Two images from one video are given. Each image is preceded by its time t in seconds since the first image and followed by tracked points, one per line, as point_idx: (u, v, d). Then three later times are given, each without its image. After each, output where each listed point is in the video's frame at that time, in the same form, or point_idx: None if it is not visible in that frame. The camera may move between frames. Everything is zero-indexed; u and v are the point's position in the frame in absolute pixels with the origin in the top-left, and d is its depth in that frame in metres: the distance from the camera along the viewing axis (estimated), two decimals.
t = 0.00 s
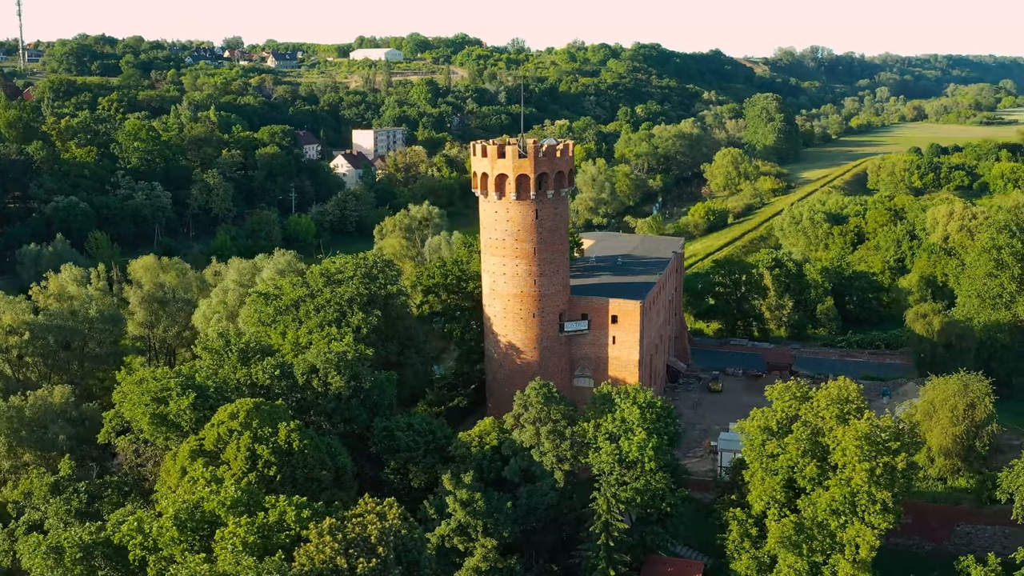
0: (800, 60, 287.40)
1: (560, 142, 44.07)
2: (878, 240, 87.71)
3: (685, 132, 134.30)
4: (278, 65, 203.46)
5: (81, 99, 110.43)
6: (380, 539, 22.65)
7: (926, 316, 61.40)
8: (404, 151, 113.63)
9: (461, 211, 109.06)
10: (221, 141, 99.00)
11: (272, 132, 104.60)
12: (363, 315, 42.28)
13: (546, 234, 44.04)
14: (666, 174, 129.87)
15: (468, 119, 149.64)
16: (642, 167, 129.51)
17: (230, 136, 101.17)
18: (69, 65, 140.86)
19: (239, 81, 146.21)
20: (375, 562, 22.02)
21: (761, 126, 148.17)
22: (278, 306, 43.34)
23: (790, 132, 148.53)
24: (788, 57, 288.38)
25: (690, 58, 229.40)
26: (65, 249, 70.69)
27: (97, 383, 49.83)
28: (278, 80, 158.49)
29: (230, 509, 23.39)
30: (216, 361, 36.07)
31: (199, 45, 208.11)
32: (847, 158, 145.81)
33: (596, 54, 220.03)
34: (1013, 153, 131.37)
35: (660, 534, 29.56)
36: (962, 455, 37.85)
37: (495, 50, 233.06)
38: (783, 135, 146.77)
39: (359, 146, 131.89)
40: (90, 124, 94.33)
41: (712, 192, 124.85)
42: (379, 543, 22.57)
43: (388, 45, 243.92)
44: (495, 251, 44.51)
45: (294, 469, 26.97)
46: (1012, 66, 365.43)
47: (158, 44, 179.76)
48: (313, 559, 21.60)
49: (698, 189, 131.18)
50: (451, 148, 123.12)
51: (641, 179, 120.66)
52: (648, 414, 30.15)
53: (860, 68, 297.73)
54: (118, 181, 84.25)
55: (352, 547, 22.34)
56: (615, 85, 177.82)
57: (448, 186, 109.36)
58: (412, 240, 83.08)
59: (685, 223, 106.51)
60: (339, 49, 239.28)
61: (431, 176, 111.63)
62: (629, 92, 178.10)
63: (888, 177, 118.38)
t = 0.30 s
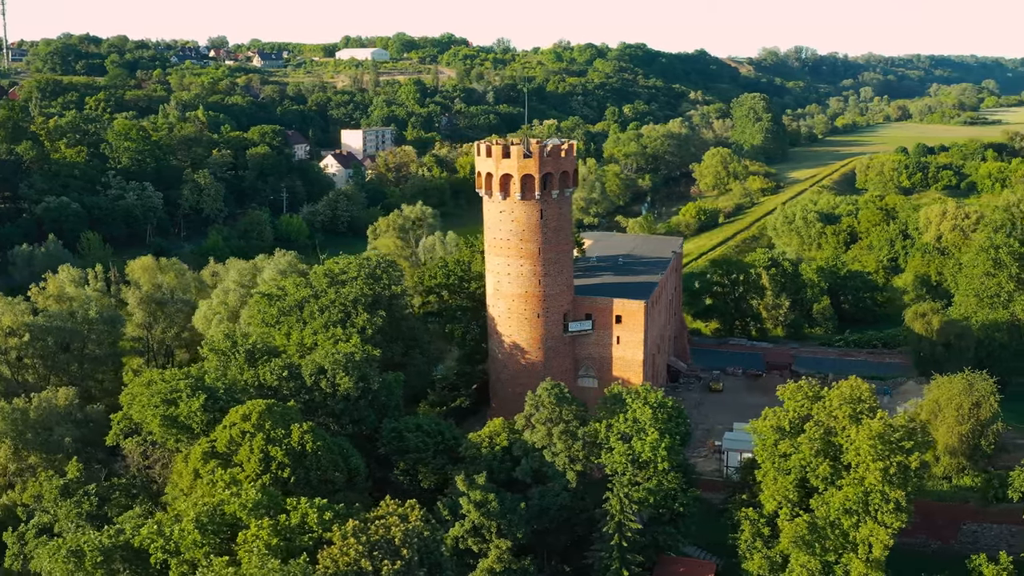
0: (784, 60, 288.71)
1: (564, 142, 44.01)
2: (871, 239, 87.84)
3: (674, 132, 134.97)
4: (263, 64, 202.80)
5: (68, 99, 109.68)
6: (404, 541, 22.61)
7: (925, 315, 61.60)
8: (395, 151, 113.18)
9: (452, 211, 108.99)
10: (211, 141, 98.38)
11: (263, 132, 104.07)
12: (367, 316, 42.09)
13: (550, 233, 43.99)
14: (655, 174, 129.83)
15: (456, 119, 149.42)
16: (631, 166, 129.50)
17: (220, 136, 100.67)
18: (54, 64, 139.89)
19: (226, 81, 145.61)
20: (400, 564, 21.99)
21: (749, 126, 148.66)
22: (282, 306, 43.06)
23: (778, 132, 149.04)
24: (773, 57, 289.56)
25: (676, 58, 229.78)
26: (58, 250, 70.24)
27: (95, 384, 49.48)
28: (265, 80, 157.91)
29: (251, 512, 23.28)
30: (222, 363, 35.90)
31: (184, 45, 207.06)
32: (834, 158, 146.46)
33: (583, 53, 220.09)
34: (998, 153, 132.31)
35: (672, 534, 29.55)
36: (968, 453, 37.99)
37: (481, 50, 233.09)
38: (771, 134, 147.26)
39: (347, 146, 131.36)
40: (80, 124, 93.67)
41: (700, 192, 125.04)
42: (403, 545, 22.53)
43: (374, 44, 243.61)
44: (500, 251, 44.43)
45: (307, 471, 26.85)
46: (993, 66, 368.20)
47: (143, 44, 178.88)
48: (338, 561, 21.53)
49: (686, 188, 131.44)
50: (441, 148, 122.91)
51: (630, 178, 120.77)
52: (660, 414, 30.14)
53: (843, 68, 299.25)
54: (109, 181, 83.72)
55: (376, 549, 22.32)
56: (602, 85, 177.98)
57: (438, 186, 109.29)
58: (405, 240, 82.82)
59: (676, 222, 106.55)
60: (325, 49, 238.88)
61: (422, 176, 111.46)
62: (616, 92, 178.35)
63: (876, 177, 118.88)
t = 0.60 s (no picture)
0: (768, 60, 289.84)
1: (569, 142, 43.97)
2: (864, 239, 87.97)
3: (662, 132, 135.29)
4: (249, 64, 202.12)
5: (55, 99, 108.94)
6: (428, 543, 22.52)
7: (924, 314, 62.42)
8: (385, 151, 112.84)
9: (442, 211, 109.05)
10: (201, 141, 97.79)
11: (253, 132, 103.57)
12: (372, 316, 41.92)
13: (555, 234, 43.94)
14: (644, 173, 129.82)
15: (445, 119, 149.24)
16: (620, 166, 129.51)
17: (210, 136, 100.19)
18: (39, 64, 138.97)
19: (214, 81, 145.06)
20: (425, 567, 21.86)
21: (736, 126, 149.16)
22: (286, 307, 42.88)
23: (765, 132, 149.55)
24: (756, 57, 290.63)
25: (662, 58, 230.35)
26: (50, 251, 69.34)
27: (93, 386, 49.14)
28: (253, 80, 157.44)
29: (273, 514, 23.05)
30: (230, 364, 35.78)
31: (169, 44, 205.90)
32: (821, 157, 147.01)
33: (569, 53, 220.32)
34: (985, 152, 133.07)
35: (685, 534, 29.49)
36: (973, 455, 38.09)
37: (467, 50, 233.13)
38: (758, 134, 147.74)
39: (336, 146, 130.89)
40: (69, 123, 93.02)
41: (689, 192, 125.28)
42: (427, 547, 22.43)
43: (360, 44, 243.25)
44: (504, 251, 44.39)
45: (321, 472, 26.73)
46: (974, 66, 371.01)
47: (128, 43, 178.12)
48: (363, 563, 21.35)
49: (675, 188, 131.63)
50: (430, 148, 122.69)
51: (620, 178, 120.88)
52: (673, 414, 30.13)
53: (827, 68, 300.82)
54: (100, 181, 83.19)
55: (400, 551, 22.19)
56: (590, 85, 178.08)
57: (429, 187, 109.35)
58: (399, 240, 82.63)
59: (668, 222, 106.57)
60: (311, 48, 238.50)
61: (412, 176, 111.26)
62: (603, 92, 178.48)
63: (865, 176, 119.46)
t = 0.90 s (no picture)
0: (752, 60, 290.93)
1: (573, 142, 43.92)
2: (856, 238, 88.13)
3: (650, 131, 135.58)
4: (234, 64, 201.35)
5: (41, 99, 108.13)
6: (452, 544, 22.50)
7: (922, 313, 62.35)
8: (375, 151, 112.46)
9: (432, 212, 109.05)
10: (190, 141, 97.25)
11: (243, 132, 103.09)
12: (376, 317, 41.76)
13: (559, 234, 43.91)
14: (633, 173, 129.91)
15: (433, 119, 149.08)
16: (610, 166, 129.60)
17: (200, 136, 99.72)
18: (23, 64, 137.96)
19: (200, 81, 144.41)
20: (450, 568, 21.84)
21: (724, 125, 149.70)
22: (290, 308, 42.66)
23: (752, 132, 150.17)
24: (741, 57, 291.68)
25: (647, 58, 230.83)
26: (42, 251, 68.39)
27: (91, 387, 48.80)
28: (239, 79, 156.91)
29: (295, 517, 22.97)
30: (236, 365, 35.66)
31: (153, 43, 204.84)
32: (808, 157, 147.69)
33: (555, 53, 220.48)
34: (971, 152, 133.94)
35: (696, 534, 29.54)
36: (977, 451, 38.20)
37: (452, 49, 233.00)
38: (746, 134, 148.29)
39: (324, 146, 130.37)
40: (58, 123, 92.35)
41: (678, 191, 125.57)
42: (452, 549, 22.40)
43: (345, 44, 242.85)
44: (508, 251, 44.33)
45: (335, 474, 26.63)
46: (956, 66, 373.98)
47: (113, 43, 177.15)
48: (388, 565, 21.30)
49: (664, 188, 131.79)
50: (420, 148, 122.50)
51: (609, 178, 121.02)
52: (685, 414, 30.14)
53: (810, 68, 302.36)
54: (90, 182, 82.70)
55: (425, 553, 22.12)
56: (577, 85, 178.29)
57: (419, 186, 109.36)
58: (392, 240, 82.43)
59: (658, 222, 106.57)
60: (296, 48, 237.87)
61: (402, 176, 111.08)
62: (590, 91, 178.65)
63: (853, 176, 119.96)
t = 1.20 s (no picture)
0: (736, 61, 291.96)
1: (577, 142, 43.89)
2: (849, 238, 88.34)
3: (638, 132, 135.77)
4: (218, 64, 200.49)
5: (27, 99, 107.29)
6: (477, 547, 22.52)
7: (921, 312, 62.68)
8: (365, 151, 112.03)
9: (422, 211, 108.89)
10: (180, 141, 96.61)
11: (233, 132, 102.61)
12: (381, 318, 41.62)
13: (564, 234, 43.87)
14: (622, 173, 130.02)
15: (421, 119, 148.88)
16: (599, 166, 129.66)
17: (190, 136, 99.18)
18: (7, 63, 136.97)
19: (186, 81, 143.71)
20: (476, 569, 21.86)
21: (711, 125, 150.11)
22: (294, 309, 42.47)
23: (739, 132, 150.69)
24: (725, 57, 292.72)
25: (632, 58, 231.31)
26: (35, 253, 67.57)
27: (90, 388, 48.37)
28: (225, 79, 156.31)
29: (318, 519, 22.96)
30: (243, 367, 35.50)
31: (137, 42, 203.71)
32: (795, 157, 148.35)
33: (541, 53, 220.66)
34: (956, 152, 134.84)
35: (708, 534, 29.57)
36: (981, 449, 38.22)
37: (438, 49, 232.92)
38: (733, 134, 148.80)
39: (312, 146, 129.76)
40: (46, 123, 91.63)
41: (667, 191, 125.77)
42: (476, 551, 22.43)
43: (330, 44, 242.33)
44: (512, 251, 44.26)
45: (350, 476, 26.56)
46: (938, 66, 376.14)
47: (97, 42, 176.17)
48: (414, 567, 21.31)
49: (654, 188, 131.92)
50: (409, 148, 122.29)
51: (599, 178, 121.06)
52: (697, 415, 30.14)
53: (793, 68, 303.84)
54: (81, 183, 82.16)
55: (451, 555, 22.14)
56: (563, 85, 178.45)
57: (409, 186, 109.17)
58: (385, 241, 82.17)
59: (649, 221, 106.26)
60: (282, 47, 237.26)
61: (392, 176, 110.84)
62: (577, 91, 178.84)
63: (842, 176, 120.42)
